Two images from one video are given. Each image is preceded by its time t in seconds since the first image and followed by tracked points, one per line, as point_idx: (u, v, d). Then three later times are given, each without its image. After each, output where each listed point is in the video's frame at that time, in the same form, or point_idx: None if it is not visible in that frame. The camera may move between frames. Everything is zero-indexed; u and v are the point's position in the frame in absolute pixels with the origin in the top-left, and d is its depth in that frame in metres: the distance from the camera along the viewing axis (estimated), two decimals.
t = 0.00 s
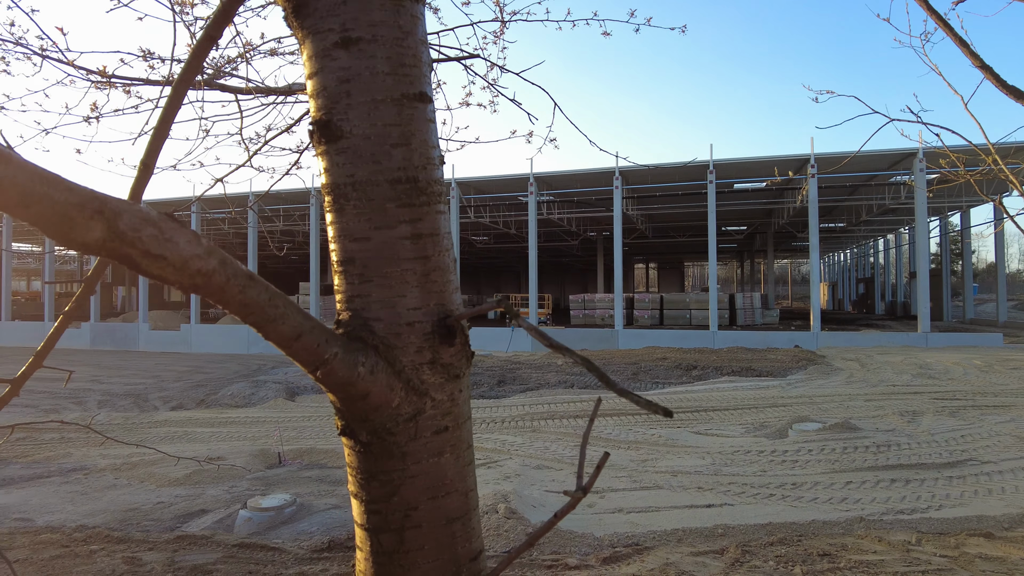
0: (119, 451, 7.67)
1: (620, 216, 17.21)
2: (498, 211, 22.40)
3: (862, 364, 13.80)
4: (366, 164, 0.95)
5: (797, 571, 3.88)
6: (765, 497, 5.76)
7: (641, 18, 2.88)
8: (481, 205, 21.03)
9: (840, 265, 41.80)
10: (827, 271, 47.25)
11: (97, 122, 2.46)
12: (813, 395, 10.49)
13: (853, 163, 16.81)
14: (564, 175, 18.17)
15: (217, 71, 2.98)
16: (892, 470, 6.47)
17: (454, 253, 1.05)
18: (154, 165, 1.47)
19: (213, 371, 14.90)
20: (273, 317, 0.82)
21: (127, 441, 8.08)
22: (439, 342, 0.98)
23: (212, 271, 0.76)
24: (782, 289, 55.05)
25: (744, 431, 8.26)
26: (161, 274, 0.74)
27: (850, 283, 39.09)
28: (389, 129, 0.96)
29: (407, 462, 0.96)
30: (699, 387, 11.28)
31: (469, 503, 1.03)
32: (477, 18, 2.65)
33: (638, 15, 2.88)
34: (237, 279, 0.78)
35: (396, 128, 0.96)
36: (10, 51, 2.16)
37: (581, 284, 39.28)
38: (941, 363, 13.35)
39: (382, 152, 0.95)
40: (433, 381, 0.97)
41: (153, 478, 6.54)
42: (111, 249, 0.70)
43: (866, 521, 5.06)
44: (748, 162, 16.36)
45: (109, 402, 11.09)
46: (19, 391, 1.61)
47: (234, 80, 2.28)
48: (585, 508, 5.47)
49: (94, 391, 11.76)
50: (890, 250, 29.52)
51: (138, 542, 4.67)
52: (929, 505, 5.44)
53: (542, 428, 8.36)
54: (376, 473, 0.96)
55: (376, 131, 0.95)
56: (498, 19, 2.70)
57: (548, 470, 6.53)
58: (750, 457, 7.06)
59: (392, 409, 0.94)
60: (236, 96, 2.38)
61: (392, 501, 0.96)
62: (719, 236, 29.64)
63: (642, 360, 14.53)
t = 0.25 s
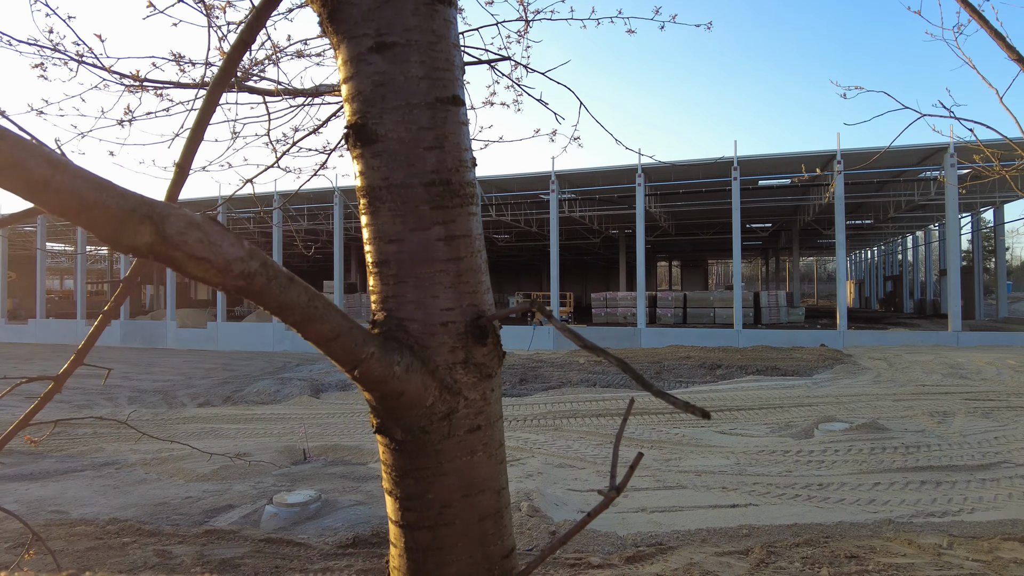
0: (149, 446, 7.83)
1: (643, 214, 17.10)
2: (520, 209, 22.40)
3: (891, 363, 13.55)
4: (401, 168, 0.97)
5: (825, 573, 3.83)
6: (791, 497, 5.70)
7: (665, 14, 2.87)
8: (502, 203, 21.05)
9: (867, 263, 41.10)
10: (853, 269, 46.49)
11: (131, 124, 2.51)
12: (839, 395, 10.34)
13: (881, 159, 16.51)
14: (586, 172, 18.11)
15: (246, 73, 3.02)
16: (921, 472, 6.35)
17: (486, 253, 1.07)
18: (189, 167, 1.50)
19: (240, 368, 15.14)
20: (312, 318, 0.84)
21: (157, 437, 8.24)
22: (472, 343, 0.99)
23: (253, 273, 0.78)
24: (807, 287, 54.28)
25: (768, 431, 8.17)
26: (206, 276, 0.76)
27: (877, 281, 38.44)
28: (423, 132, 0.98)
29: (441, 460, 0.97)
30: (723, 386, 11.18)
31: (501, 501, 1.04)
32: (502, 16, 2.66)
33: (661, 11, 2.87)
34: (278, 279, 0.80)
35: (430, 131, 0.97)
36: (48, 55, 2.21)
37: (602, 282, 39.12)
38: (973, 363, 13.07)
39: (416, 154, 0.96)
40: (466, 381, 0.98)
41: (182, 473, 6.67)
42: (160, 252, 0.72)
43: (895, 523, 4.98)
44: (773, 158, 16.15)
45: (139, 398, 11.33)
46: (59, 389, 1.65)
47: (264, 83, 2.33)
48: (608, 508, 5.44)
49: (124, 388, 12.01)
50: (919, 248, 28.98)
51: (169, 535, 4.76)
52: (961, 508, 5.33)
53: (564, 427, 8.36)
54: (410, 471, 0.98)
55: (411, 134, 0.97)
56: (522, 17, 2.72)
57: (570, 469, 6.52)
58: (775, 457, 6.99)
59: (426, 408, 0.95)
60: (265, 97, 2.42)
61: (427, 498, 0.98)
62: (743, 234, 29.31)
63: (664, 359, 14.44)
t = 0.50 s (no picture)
0: (174, 442, 7.97)
1: (663, 212, 16.99)
2: (539, 207, 22.38)
3: (916, 362, 13.33)
4: (429, 169, 0.99)
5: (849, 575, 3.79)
6: (814, 498, 5.64)
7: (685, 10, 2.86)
8: (521, 202, 21.04)
9: (892, 260, 40.43)
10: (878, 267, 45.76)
11: (159, 126, 2.56)
12: (864, 394, 10.19)
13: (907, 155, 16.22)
14: (605, 170, 18.04)
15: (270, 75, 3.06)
16: (948, 473, 6.24)
17: (512, 253, 1.08)
18: (219, 168, 1.54)
19: (262, 366, 15.33)
20: (344, 317, 0.86)
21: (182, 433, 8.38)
22: (499, 343, 1.00)
23: (288, 273, 0.80)
24: (831, 285, 53.52)
25: (790, 431, 8.07)
26: (242, 277, 0.78)
27: (903, 279, 37.80)
28: (451, 134, 0.99)
29: (469, 458, 0.99)
30: (744, 385, 11.08)
31: (527, 499, 1.05)
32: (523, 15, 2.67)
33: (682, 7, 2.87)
34: (312, 280, 0.82)
35: (457, 133, 0.99)
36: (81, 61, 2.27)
37: (622, 280, 38.94)
38: (1001, 363, 12.81)
39: (444, 156, 0.98)
40: (494, 380, 0.99)
41: (206, 468, 6.78)
42: (198, 254, 0.74)
43: (922, 525, 4.90)
44: (795, 155, 15.96)
45: (164, 395, 11.52)
46: (93, 386, 1.69)
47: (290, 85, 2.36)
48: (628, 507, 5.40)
49: (150, 385, 12.23)
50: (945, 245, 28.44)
51: (194, 530, 4.85)
52: (989, 511, 5.23)
53: (584, 425, 8.35)
54: (438, 469, 0.99)
55: (440, 137, 0.98)
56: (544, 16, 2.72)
57: (590, 468, 6.51)
58: (798, 457, 6.91)
59: (454, 407, 0.96)
60: (290, 99, 2.46)
61: (455, 495, 0.99)
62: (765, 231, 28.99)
63: (685, 358, 14.34)
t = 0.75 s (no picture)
0: (200, 438, 8.09)
1: (684, 209, 16.86)
2: (559, 205, 22.34)
3: (944, 362, 13.08)
4: (456, 170, 1.00)
5: None
6: (838, 499, 5.57)
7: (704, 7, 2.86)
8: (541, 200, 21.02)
9: (918, 258, 39.72)
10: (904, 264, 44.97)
11: (186, 128, 2.62)
12: (889, 394, 10.03)
13: (934, 150, 15.90)
14: (625, 167, 17.94)
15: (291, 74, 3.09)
16: (976, 475, 6.13)
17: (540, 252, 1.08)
18: (248, 169, 1.57)
19: (285, 363, 15.52)
20: (376, 317, 0.88)
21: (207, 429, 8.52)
22: (526, 342, 1.01)
23: (323, 274, 0.81)
24: (855, 283, 52.74)
25: (813, 431, 7.98)
26: (277, 278, 0.79)
27: (929, 276, 37.12)
28: (480, 134, 1.00)
29: (497, 457, 1.00)
30: (767, 384, 10.97)
31: (554, 497, 1.07)
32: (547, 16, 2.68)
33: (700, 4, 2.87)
34: (344, 281, 0.84)
35: (486, 135, 1.00)
36: (112, 65, 2.32)
37: (642, 278, 38.75)
38: None
39: (473, 157, 0.99)
40: (520, 378, 1.00)
41: (230, 464, 6.88)
42: (235, 255, 0.76)
43: (949, 528, 4.82)
44: (819, 151, 15.74)
45: (189, 392, 11.71)
46: (128, 380, 1.73)
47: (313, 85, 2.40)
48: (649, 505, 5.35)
49: (176, 381, 12.44)
50: (974, 242, 27.85)
51: (219, 524, 4.92)
52: (1020, 515, 5.12)
53: (604, 424, 8.33)
54: (466, 466, 1.01)
55: (468, 140, 1.00)
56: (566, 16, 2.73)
57: (611, 466, 6.50)
58: (821, 457, 6.83)
59: (481, 405, 0.97)
60: (313, 100, 2.50)
61: (483, 494, 1.01)
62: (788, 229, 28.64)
63: (706, 357, 14.23)
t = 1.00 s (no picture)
0: (224, 433, 8.23)
1: (706, 206, 16.71)
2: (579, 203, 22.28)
3: (973, 361, 12.82)
4: (484, 170, 1.01)
5: None
6: (863, 499, 5.49)
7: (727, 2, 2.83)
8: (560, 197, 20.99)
9: (946, 254, 38.94)
10: (932, 261, 44.12)
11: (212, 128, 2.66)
12: (916, 393, 9.86)
13: (963, 144, 15.57)
14: (646, 164, 17.83)
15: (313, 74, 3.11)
16: (1007, 477, 6.00)
17: (567, 251, 1.09)
18: (276, 169, 1.59)
19: (308, 360, 15.69)
20: (405, 315, 0.89)
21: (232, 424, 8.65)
22: (552, 341, 1.01)
23: (354, 273, 0.83)
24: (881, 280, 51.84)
25: (838, 430, 7.87)
26: (310, 277, 0.81)
27: (958, 273, 36.37)
28: (508, 135, 1.00)
29: (524, 454, 1.00)
30: (790, 383, 10.84)
31: (581, 495, 1.07)
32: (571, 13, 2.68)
33: None
34: (375, 280, 0.85)
35: (512, 134, 1.00)
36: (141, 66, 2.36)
37: (663, 276, 38.50)
38: None
39: (499, 158, 1.00)
40: (547, 377, 1.01)
41: (254, 460, 6.98)
42: (269, 254, 0.77)
43: (979, 530, 4.72)
44: (844, 147, 15.50)
45: (214, 388, 11.90)
46: (159, 376, 1.76)
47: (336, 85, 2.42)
48: (670, 504, 5.31)
49: (201, 377, 12.64)
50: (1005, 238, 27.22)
51: (244, 519, 5.00)
52: None
53: (625, 422, 8.30)
54: (493, 463, 1.01)
55: (496, 141, 1.00)
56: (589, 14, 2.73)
57: (632, 465, 6.47)
58: (846, 457, 6.74)
59: (509, 403, 0.98)
60: (335, 100, 2.52)
61: (511, 491, 1.01)
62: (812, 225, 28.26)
63: (728, 355, 14.11)
